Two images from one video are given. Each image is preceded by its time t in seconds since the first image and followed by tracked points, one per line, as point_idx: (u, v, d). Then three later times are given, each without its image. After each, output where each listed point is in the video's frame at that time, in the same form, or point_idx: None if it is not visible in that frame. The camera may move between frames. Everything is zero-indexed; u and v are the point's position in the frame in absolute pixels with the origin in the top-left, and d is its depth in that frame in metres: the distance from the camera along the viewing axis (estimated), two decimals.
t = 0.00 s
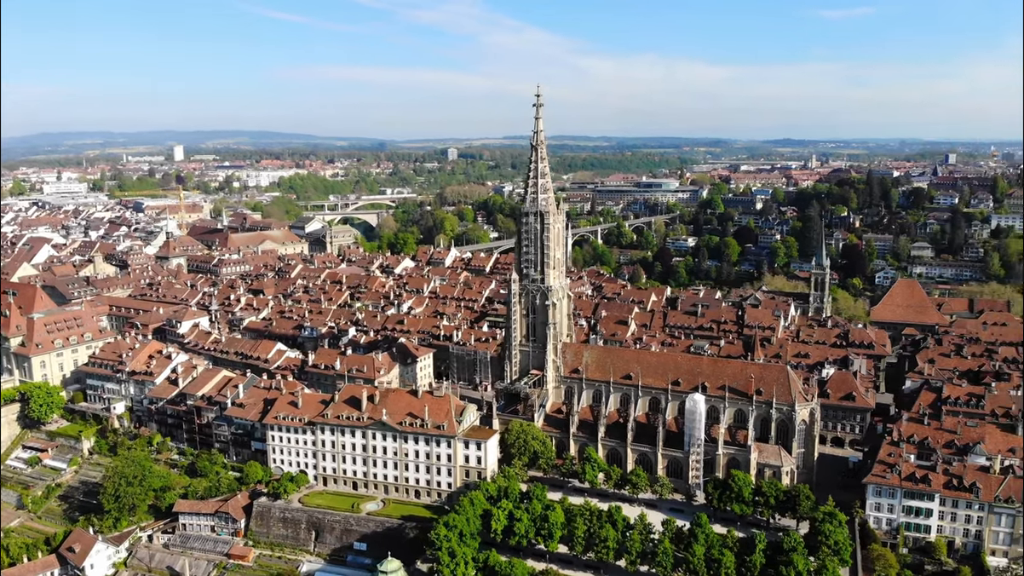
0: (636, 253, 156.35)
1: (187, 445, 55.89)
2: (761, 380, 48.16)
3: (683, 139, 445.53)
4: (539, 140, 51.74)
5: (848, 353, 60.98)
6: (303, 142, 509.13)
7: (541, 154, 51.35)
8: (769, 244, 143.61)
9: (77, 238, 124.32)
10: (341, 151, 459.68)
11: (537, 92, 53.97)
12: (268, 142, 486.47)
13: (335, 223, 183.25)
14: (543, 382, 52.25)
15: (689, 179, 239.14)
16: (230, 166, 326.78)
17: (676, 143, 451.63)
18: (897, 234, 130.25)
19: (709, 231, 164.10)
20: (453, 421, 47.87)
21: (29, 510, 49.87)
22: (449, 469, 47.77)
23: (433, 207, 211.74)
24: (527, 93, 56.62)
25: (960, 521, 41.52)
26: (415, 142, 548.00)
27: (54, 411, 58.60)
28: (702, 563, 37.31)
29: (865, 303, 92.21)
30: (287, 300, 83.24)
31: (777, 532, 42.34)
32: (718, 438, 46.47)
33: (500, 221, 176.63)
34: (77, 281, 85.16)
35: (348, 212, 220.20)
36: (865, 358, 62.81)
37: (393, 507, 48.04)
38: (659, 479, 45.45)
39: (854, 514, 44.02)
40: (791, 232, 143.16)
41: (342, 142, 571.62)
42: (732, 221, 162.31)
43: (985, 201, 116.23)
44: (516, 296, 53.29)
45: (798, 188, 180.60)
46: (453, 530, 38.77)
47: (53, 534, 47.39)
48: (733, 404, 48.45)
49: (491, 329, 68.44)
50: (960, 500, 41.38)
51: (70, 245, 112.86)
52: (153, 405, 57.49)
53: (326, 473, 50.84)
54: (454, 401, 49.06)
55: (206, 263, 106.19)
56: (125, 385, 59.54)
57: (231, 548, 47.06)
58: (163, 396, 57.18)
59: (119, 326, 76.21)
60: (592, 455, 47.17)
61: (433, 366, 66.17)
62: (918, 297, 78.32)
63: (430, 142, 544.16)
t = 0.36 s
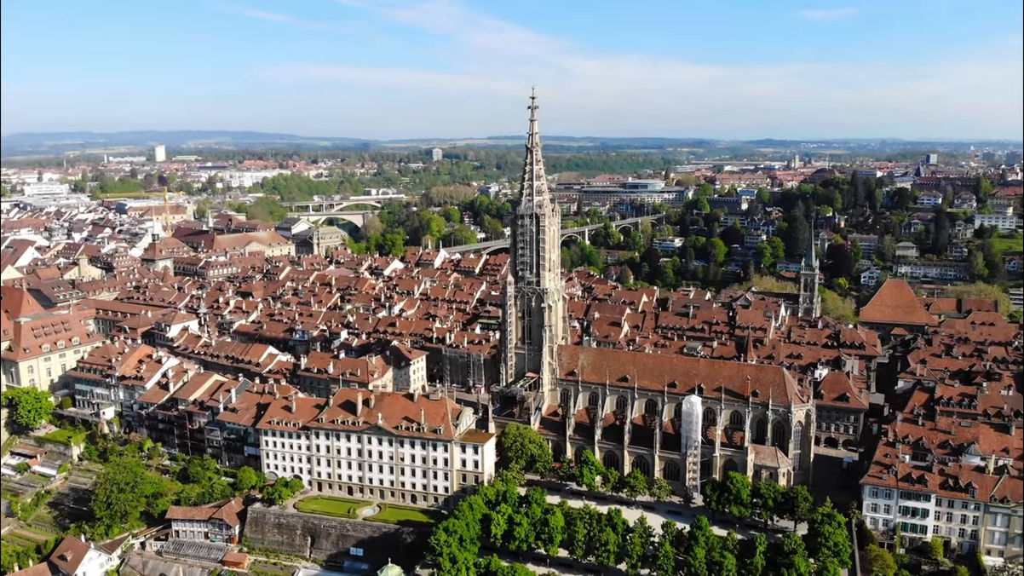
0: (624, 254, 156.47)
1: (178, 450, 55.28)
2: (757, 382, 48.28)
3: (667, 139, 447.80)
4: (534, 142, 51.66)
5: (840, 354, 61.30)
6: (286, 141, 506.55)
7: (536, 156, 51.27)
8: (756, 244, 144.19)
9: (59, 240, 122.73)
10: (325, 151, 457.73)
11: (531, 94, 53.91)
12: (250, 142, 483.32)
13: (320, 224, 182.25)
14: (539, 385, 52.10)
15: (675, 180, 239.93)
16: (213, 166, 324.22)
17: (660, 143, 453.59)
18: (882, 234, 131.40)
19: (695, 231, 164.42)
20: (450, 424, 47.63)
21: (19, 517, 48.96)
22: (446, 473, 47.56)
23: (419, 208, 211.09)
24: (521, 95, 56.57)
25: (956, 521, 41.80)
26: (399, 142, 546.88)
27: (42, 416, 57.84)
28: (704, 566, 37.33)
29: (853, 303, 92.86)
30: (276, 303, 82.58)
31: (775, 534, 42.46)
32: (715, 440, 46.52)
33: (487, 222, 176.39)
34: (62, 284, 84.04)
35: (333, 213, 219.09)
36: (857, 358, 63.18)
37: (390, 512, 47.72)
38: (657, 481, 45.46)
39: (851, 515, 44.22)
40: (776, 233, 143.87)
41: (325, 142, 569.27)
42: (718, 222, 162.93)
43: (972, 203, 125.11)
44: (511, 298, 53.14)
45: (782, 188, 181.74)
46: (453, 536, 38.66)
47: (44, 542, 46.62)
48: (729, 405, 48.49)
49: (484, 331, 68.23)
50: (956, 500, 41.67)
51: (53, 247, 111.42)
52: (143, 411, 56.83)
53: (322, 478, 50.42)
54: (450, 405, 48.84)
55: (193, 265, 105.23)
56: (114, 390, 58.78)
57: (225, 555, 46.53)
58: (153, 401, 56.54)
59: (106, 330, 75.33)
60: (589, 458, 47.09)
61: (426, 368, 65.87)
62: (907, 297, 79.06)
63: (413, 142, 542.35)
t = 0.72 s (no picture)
0: (611, 254, 156.55)
1: (169, 456, 54.67)
2: (753, 383, 48.44)
3: (651, 139, 449.30)
4: (529, 144, 51.64)
5: (832, 355, 61.68)
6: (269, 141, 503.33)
7: (531, 158, 51.24)
8: (741, 244, 144.80)
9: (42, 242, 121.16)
10: (308, 151, 455.62)
11: (526, 96, 53.91)
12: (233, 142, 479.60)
13: (306, 224, 181.27)
14: (535, 387, 52.00)
15: (660, 180, 240.65)
16: (196, 166, 321.68)
17: (643, 143, 455.41)
18: (867, 234, 132.57)
19: (682, 232, 164.83)
20: (446, 428, 47.43)
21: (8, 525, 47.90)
22: (443, 477, 47.32)
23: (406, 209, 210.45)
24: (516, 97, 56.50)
25: (951, 520, 42.05)
26: (382, 142, 545.59)
27: (31, 422, 56.85)
28: (705, 568, 37.38)
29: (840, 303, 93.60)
30: (266, 305, 81.99)
31: (773, 535, 42.57)
32: (712, 442, 46.58)
33: (474, 222, 176.08)
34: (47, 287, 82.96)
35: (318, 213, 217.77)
36: (849, 358, 63.58)
37: (386, 517, 47.41)
38: (654, 483, 45.45)
39: (847, 515, 44.41)
40: (762, 233, 144.63)
41: (308, 142, 566.36)
42: (705, 222, 163.59)
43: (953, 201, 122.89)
44: (507, 301, 53.08)
45: (767, 189, 182.72)
46: (453, 541, 38.51)
47: (35, 549, 45.74)
48: (726, 407, 48.60)
49: (476, 333, 68.04)
50: (952, 500, 41.93)
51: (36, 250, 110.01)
52: (134, 416, 56.25)
53: (316, 483, 50.01)
54: (447, 408, 48.63)
55: (180, 268, 104.32)
56: (104, 395, 58.22)
57: (220, 561, 46.06)
58: (144, 406, 55.90)
59: (93, 333, 74.56)
60: (587, 460, 47.01)
61: (419, 371, 65.63)
62: (895, 297, 79.79)
63: (396, 142, 541.05)
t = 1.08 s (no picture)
0: (598, 255, 156.49)
1: (161, 461, 54.03)
2: (749, 385, 48.61)
3: (634, 140, 450.50)
4: (524, 146, 51.60)
5: (824, 355, 62.03)
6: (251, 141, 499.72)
7: (526, 160, 51.22)
8: (728, 245, 145.33)
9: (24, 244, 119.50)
10: (291, 151, 453.08)
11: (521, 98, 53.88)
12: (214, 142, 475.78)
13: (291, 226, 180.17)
14: (531, 390, 51.91)
15: (646, 181, 241.38)
16: (178, 166, 318.65)
17: (627, 143, 456.77)
18: (852, 234, 133.73)
19: (668, 232, 165.16)
20: (443, 432, 47.20)
21: None
22: (440, 481, 47.08)
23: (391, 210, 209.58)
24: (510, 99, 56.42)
25: (947, 520, 42.37)
26: (366, 143, 543.81)
27: (19, 428, 56.17)
28: (706, 571, 37.45)
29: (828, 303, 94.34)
30: (255, 308, 81.33)
31: (772, 536, 42.67)
32: (709, 444, 46.63)
33: (461, 223, 175.70)
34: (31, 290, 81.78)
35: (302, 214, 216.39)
36: (841, 359, 63.96)
37: (382, 522, 47.11)
38: (652, 486, 45.42)
39: (844, 516, 44.60)
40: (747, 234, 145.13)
41: (290, 142, 563.21)
42: (691, 223, 164.14)
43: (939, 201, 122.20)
44: (502, 303, 53.01)
45: (752, 189, 183.75)
46: (453, 546, 38.33)
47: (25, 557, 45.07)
48: (722, 409, 48.71)
49: (469, 335, 67.84)
50: (948, 500, 42.23)
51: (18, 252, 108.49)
52: (124, 421, 55.61)
53: (311, 488, 49.61)
54: (443, 412, 48.40)
55: (166, 270, 103.27)
56: (94, 400, 57.59)
57: (214, 568, 45.53)
58: (135, 411, 55.23)
59: (80, 337, 73.62)
60: (584, 463, 46.92)
61: (412, 374, 65.37)
62: (884, 297, 80.53)
63: (379, 142, 539.40)
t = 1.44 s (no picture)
0: (587, 256, 156.38)
1: (153, 467, 53.43)
2: (745, 386, 48.70)
3: (619, 141, 452.33)
4: (519, 148, 51.51)
5: (817, 356, 62.34)
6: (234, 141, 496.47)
7: (522, 162, 51.14)
8: (715, 245, 145.73)
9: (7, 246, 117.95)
10: (275, 151, 450.52)
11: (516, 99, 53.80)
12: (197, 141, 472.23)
13: (277, 227, 178.94)
14: (527, 393, 51.79)
15: (633, 181, 242.06)
16: (162, 167, 315.94)
17: (611, 144, 458.60)
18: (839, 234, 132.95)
19: (656, 233, 165.48)
20: (440, 435, 46.99)
21: None
22: (437, 485, 46.87)
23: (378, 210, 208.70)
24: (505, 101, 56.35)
25: (943, 520, 42.65)
26: (350, 143, 542.24)
27: (7, 434, 55.86)
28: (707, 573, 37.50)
29: (816, 302, 94.95)
30: (245, 311, 80.71)
31: (770, 537, 42.78)
32: (706, 445, 46.67)
33: (448, 224, 175.28)
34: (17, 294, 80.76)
35: (288, 215, 215.04)
36: (833, 359, 64.29)
37: (379, 526, 46.81)
38: (650, 488, 45.37)
39: (841, 516, 44.77)
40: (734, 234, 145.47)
41: (274, 142, 560.14)
42: (679, 223, 164.62)
43: (922, 200, 131.45)
44: (498, 306, 52.88)
45: (738, 190, 184.56)
46: (453, 550, 38.36)
47: (17, 564, 44.44)
48: (718, 410, 48.78)
49: (462, 337, 67.66)
50: (944, 500, 42.50)
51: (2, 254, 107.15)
52: (115, 426, 54.94)
53: (307, 493, 49.21)
54: (440, 415, 48.17)
55: (153, 272, 102.35)
56: (84, 405, 56.84)
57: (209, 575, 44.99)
58: (126, 416, 54.60)
59: (68, 341, 72.81)
60: (582, 466, 46.84)
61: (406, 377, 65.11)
62: (873, 297, 81.03)
63: (364, 142, 537.86)
